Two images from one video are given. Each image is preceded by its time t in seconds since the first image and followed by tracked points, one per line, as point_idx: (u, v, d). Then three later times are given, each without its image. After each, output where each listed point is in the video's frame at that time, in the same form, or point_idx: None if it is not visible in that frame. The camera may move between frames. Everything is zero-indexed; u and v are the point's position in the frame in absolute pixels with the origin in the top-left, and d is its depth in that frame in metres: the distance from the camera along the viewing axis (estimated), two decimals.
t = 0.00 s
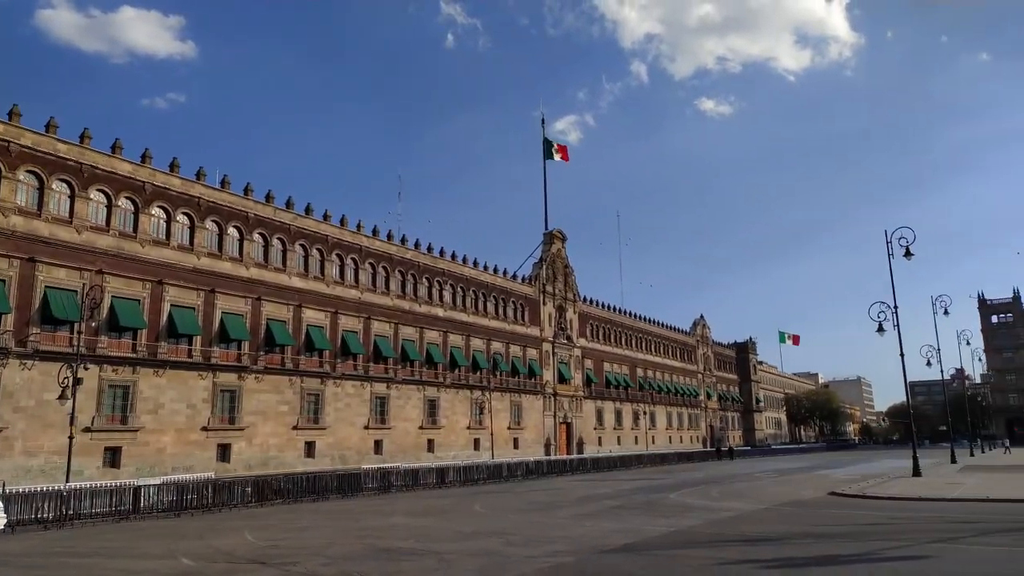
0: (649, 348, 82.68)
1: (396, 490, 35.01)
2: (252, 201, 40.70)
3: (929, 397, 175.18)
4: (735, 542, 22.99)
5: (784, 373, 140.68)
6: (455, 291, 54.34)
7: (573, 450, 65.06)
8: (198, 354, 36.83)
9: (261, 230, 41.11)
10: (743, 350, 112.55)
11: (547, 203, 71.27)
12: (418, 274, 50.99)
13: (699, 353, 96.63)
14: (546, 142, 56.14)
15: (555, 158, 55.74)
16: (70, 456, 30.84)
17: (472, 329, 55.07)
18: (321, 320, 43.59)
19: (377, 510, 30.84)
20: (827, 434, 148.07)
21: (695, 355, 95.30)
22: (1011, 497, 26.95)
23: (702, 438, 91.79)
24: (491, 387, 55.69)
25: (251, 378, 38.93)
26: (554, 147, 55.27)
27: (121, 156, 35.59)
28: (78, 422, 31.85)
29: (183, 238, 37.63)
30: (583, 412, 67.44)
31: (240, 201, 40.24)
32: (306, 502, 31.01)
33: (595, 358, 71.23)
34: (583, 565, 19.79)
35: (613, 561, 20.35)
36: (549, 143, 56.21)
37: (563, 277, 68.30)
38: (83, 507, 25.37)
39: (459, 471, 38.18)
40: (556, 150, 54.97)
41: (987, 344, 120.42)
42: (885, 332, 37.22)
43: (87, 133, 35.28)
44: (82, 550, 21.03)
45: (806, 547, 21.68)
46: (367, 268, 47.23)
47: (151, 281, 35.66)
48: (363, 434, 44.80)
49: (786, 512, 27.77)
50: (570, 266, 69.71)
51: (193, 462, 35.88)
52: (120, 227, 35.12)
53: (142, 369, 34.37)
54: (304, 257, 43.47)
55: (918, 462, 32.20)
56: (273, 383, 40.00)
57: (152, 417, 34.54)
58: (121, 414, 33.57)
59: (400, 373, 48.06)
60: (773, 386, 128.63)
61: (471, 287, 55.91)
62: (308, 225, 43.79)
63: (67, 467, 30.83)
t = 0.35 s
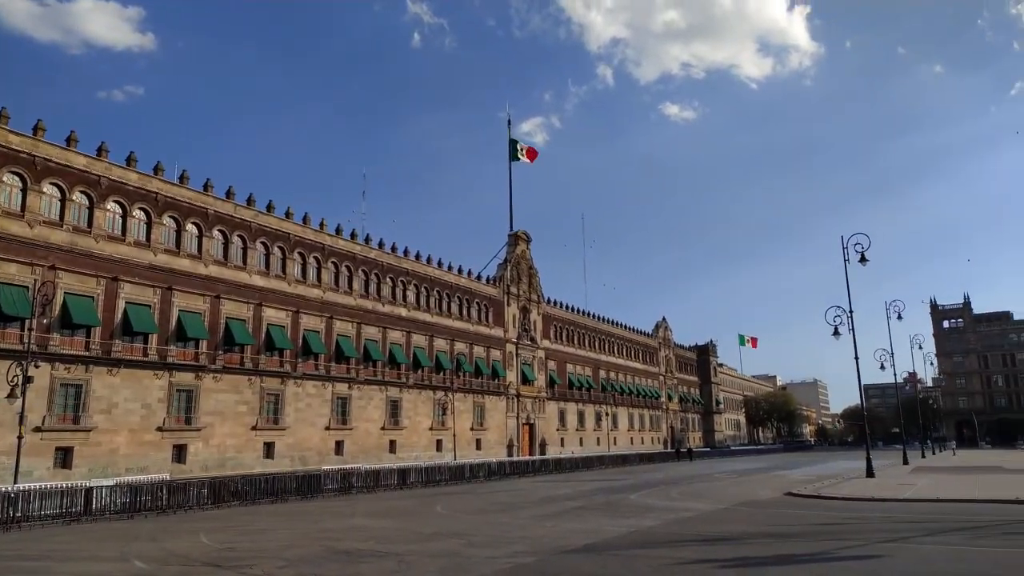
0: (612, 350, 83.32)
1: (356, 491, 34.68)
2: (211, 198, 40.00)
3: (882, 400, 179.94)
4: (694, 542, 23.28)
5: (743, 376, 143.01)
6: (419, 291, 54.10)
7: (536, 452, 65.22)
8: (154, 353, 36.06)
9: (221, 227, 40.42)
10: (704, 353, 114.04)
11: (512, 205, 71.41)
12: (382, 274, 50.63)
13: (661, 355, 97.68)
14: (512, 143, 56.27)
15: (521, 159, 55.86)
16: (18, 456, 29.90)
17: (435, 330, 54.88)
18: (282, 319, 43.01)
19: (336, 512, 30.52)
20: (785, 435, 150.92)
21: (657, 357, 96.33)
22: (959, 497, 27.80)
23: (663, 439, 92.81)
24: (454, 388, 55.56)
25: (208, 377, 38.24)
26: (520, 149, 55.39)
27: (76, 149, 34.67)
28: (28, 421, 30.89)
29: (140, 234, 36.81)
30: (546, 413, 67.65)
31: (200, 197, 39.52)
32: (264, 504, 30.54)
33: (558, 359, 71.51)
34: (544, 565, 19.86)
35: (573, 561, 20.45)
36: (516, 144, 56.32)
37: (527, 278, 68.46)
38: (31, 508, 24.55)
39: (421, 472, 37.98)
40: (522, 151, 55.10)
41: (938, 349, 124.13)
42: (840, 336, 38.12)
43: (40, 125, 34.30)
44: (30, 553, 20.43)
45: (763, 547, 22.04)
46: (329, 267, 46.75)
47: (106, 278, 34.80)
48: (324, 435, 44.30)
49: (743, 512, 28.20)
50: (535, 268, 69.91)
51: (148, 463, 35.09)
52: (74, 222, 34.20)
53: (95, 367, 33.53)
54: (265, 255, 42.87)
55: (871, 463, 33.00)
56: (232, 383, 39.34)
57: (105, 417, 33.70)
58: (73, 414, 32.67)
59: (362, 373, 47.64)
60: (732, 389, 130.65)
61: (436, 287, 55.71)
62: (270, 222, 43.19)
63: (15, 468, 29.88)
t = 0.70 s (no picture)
0: (587, 352, 83.60)
1: (329, 493, 34.41)
2: (183, 195, 39.48)
3: (852, 401, 182.78)
4: (666, 542, 23.43)
5: (717, 377, 144.31)
6: (394, 291, 53.85)
7: (511, 453, 65.22)
8: (123, 352, 35.48)
9: (193, 225, 39.90)
10: (679, 355, 114.84)
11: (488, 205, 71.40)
12: (357, 274, 50.31)
13: (636, 357, 98.19)
14: (489, 143, 56.25)
15: (498, 160, 55.84)
16: None
17: (411, 330, 54.66)
18: (256, 319, 42.56)
19: (308, 514, 30.23)
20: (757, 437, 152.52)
21: (632, 359, 96.85)
22: (925, 498, 28.33)
23: (637, 441, 93.30)
24: (429, 389, 55.37)
25: (179, 377, 37.71)
26: (497, 149, 55.38)
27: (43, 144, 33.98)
28: None
29: (109, 232, 36.20)
30: (521, 414, 67.69)
31: (172, 194, 38.98)
32: (234, 506, 30.19)
33: (533, 360, 71.58)
34: (517, 566, 19.87)
35: (547, 562, 20.50)
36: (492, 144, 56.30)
37: (503, 279, 68.45)
38: None
39: (395, 473, 37.78)
40: (499, 151, 55.10)
41: (906, 351, 126.34)
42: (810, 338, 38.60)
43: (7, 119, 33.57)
44: None
45: (734, 547, 22.26)
46: (304, 266, 46.37)
47: (74, 275, 34.16)
48: (297, 436, 43.89)
49: (715, 513, 28.44)
50: (511, 269, 69.93)
51: (116, 464, 34.52)
52: (42, 218, 33.50)
53: (62, 367, 32.91)
54: (238, 254, 42.40)
55: (841, 464, 33.48)
56: (203, 383, 38.84)
57: (73, 418, 33.09)
58: (40, 414, 32.03)
59: (337, 374, 47.29)
60: (706, 390, 131.77)
61: (411, 288, 55.51)
62: (243, 221, 42.72)
63: None
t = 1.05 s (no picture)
0: (563, 353, 83.81)
1: (303, 495, 34.09)
2: (156, 193, 38.95)
3: (824, 403, 185.12)
4: (640, 543, 23.53)
5: (691, 379, 145.38)
6: (370, 291, 53.58)
7: (487, 454, 65.17)
8: (93, 352, 34.91)
9: (165, 223, 39.40)
10: (654, 357, 115.50)
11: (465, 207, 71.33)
12: (332, 274, 49.97)
13: (612, 358, 98.61)
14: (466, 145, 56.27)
15: (475, 161, 55.80)
16: None
17: (387, 331, 54.42)
18: (229, 319, 42.10)
19: (280, 516, 29.92)
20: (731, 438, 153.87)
21: (608, 360, 97.20)
22: (893, 498, 28.80)
23: (613, 442, 93.72)
24: (405, 390, 55.15)
25: (150, 378, 37.17)
26: (474, 151, 55.36)
27: (12, 139, 33.31)
28: None
29: (79, 229, 35.60)
30: (497, 415, 67.67)
31: (144, 192, 38.44)
32: (206, 508, 29.80)
33: (510, 361, 71.60)
34: (491, 567, 19.83)
35: (522, 563, 20.50)
36: (470, 146, 56.25)
37: (480, 280, 68.41)
38: None
39: (369, 474, 37.55)
40: (477, 153, 55.09)
41: (877, 354, 128.34)
42: (782, 340, 39.06)
43: None
44: None
45: (707, 547, 22.41)
46: (278, 266, 45.97)
47: (42, 273, 33.54)
48: (271, 437, 43.48)
49: (689, 513, 28.64)
50: (488, 270, 69.90)
51: (85, 466, 33.93)
52: (9, 215, 32.84)
53: (30, 366, 32.28)
54: (212, 254, 41.93)
55: (812, 465, 33.88)
56: (175, 383, 38.33)
57: (41, 418, 32.47)
58: (6, 414, 31.38)
59: (311, 375, 46.92)
60: (681, 392, 132.69)
61: (387, 288, 55.26)
62: (217, 220, 42.25)
63: None
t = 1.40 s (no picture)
0: (545, 355, 83.88)
1: (281, 497, 33.81)
2: (134, 191, 38.51)
3: (802, 405, 187.01)
4: (620, 544, 23.59)
5: (672, 381, 146.08)
6: (351, 292, 53.31)
7: (467, 455, 65.05)
8: (69, 351, 34.45)
9: (143, 222, 38.97)
10: (635, 359, 115.96)
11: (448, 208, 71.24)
12: (313, 274, 49.65)
13: (593, 360, 98.85)
14: (449, 146, 56.18)
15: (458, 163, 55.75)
16: None
17: (368, 332, 54.16)
18: (208, 319, 41.71)
19: (258, 518, 29.66)
20: (710, 440, 154.73)
21: (589, 362, 97.45)
22: (870, 499, 29.15)
23: (593, 443, 93.92)
24: (386, 392, 54.94)
25: (126, 378, 36.72)
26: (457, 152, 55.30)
27: None
28: None
29: (55, 227, 35.10)
30: (478, 417, 67.56)
31: (122, 190, 38.00)
32: (183, 510, 29.46)
33: (491, 363, 71.55)
34: (471, 569, 19.78)
35: (502, 564, 20.48)
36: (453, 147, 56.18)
37: (462, 281, 68.30)
38: None
39: (350, 476, 37.35)
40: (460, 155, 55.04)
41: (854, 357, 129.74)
42: (761, 342, 39.38)
43: None
44: None
45: (686, 548, 22.52)
46: (258, 266, 45.61)
47: (17, 272, 33.02)
48: (249, 438, 43.10)
49: (668, 514, 28.76)
50: (470, 272, 69.82)
51: (60, 467, 33.45)
52: None
53: (3, 366, 31.77)
54: (191, 253, 41.52)
55: (791, 467, 34.18)
56: (152, 384, 37.90)
57: (15, 418, 31.96)
58: None
59: (291, 375, 46.59)
60: (661, 394, 133.32)
61: (369, 289, 55.01)
62: (196, 218, 41.85)
63: None
